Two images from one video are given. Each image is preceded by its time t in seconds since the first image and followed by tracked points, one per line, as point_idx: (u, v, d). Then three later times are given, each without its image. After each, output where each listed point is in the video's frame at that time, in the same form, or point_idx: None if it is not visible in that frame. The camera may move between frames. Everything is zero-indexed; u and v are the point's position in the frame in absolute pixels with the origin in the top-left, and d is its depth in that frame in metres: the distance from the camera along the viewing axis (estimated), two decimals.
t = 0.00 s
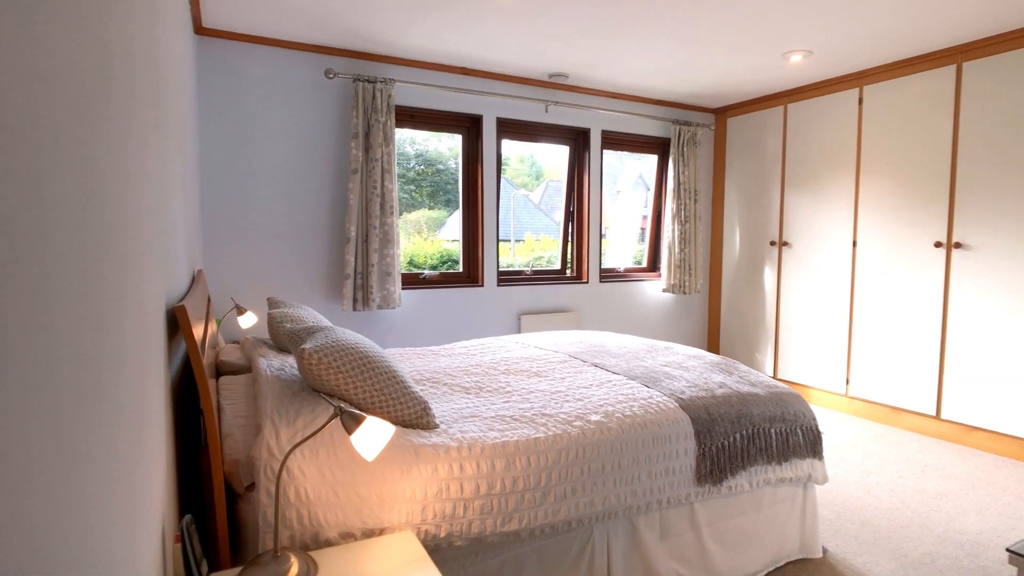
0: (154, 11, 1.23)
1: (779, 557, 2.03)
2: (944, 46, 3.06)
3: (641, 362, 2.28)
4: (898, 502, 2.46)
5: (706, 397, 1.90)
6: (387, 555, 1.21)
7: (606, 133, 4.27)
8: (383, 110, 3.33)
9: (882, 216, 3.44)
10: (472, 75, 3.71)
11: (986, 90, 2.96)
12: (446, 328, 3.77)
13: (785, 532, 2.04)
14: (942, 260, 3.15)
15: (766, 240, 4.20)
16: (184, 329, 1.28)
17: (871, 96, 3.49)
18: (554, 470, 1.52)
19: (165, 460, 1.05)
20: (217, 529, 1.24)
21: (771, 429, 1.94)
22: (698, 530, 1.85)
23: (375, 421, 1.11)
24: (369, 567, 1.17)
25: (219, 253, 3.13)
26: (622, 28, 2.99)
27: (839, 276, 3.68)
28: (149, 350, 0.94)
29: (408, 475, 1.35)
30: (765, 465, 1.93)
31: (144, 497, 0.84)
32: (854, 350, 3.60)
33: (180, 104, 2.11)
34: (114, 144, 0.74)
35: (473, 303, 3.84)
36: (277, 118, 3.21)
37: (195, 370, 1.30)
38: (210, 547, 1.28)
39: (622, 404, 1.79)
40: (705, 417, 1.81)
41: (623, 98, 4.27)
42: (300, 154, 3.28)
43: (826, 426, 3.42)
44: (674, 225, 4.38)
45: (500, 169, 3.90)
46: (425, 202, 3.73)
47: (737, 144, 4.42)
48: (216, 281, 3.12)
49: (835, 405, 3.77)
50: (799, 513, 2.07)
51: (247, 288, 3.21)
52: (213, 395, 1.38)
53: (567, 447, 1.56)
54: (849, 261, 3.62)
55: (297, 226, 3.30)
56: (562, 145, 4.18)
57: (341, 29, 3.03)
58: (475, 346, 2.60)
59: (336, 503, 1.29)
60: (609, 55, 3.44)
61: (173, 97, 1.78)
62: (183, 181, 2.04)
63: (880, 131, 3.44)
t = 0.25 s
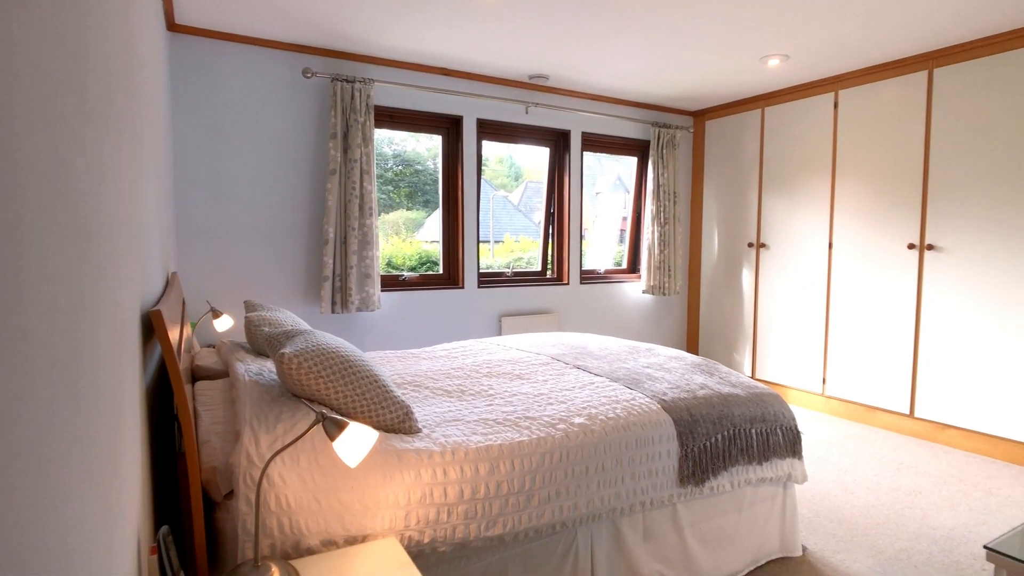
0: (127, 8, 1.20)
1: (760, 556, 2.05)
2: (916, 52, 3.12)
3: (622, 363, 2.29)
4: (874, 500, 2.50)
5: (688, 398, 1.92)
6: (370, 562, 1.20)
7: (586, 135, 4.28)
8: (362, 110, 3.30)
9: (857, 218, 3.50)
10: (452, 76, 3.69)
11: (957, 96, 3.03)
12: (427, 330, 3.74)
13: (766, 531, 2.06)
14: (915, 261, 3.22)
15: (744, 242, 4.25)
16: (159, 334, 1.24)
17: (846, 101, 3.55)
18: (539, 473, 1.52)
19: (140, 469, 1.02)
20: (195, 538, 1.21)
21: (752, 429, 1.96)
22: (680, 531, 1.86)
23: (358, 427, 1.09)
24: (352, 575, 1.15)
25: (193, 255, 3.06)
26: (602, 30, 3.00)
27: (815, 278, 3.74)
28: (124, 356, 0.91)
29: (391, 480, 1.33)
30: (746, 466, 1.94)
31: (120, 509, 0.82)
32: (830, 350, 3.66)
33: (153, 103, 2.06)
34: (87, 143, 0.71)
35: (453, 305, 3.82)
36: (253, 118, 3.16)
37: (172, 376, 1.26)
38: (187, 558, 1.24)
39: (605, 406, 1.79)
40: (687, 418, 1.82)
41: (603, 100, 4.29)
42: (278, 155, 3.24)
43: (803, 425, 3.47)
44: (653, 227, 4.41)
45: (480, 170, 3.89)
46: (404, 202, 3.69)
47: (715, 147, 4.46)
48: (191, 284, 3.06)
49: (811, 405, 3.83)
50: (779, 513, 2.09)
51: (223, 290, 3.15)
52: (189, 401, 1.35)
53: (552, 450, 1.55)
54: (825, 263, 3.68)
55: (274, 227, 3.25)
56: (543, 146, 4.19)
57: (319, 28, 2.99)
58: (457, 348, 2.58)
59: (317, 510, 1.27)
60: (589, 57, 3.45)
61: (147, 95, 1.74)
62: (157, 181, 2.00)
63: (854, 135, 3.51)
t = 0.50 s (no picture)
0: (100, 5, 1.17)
1: (740, 556, 2.07)
2: (890, 57, 3.19)
3: (604, 364, 2.29)
4: (851, 498, 2.54)
5: (669, 399, 1.93)
6: (352, 569, 1.18)
7: (566, 137, 4.29)
8: (341, 110, 3.27)
9: (833, 220, 3.55)
10: (432, 77, 3.68)
11: (928, 101, 3.10)
12: (407, 332, 3.71)
13: (746, 530, 2.08)
14: (889, 262, 3.29)
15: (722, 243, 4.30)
16: (133, 340, 1.21)
17: (821, 104, 3.60)
18: (522, 476, 1.51)
19: (114, 479, 0.99)
20: (172, 548, 1.18)
21: (732, 429, 1.97)
22: (662, 532, 1.87)
23: (340, 432, 1.08)
24: None
25: (168, 257, 3.00)
26: (582, 33, 3.00)
27: (792, 278, 3.79)
28: (97, 364, 0.88)
29: (373, 485, 1.32)
30: (726, 466, 1.96)
31: (94, 521, 0.79)
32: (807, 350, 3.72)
33: (126, 101, 2.01)
34: (59, 145, 0.69)
35: (433, 307, 3.80)
36: (229, 118, 3.11)
37: (146, 383, 1.23)
38: (163, 569, 1.22)
39: (587, 407, 1.80)
40: (668, 419, 1.84)
41: (583, 102, 4.30)
42: (255, 156, 3.19)
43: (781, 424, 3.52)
44: (633, 229, 4.44)
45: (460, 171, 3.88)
46: (382, 203, 3.66)
47: (694, 149, 4.51)
48: (165, 287, 2.99)
49: (788, 404, 3.88)
50: (759, 512, 2.11)
51: (198, 293, 3.09)
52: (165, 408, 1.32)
53: (535, 452, 1.55)
54: (802, 264, 3.73)
55: (251, 229, 3.21)
56: (523, 148, 4.19)
57: (297, 27, 2.95)
58: (438, 351, 2.57)
59: (298, 517, 1.25)
60: (569, 59, 3.45)
61: (119, 94, 1.69)
62: (129, 182, 1.95)
63: (829, 138, 3.56)
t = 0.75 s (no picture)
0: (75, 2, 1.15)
1: (722, 556, 2.08)
2: (866, 62, 3.24)
3: (587, 366, 2.30)
4: (830, 496, 2.58)
5: (652, 400, 1.94)
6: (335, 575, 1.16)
7: (548, 139, 4.30)
8: (321, 111, 3.24)
9: (811, 222, 3.61)
10: (414, 78, 3.66)
11: (903, 106, 3.16)
12: (388, 335, 3.69)
13: (728, 530, 2.10)
14: (866, 264, 3.34)
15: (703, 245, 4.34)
16: (111, 346, 1.19)
17: (800, 108, 3.66)
18: (506, 479, 1.51)
19: (90, 488, 0.97)
20: (149, 558, 1.16)
21: (714, 429, 1.99)
22: (646, 533, 1.87)
23: (323, 437, 1.07)
24: None
25: (144, 260, 2.94)
26: (564, 35, 3.01)
27: (771, 280, 3.84)
28: (73, 371, 0.86)
29: (356, 490, 1.30)
30: (708, 466, 1.98)
31: (70, 532, 0.77)
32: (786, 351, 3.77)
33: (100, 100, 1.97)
34: (33, 147, 0.67)
35: (415, 309, 3.78)
36: (207, 118, 3.07)
37: (124, 389, 1.21)
38: None
39: (571, 409, 1.80)
40: (651, 420, 1.85)
41: (564, 104, 4.31)
42: (233, 156, 3.15)
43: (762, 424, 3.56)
44: (615, 230, 4.46)
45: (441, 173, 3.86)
46: (362, 204, 3.63)
47: (674, 151, 4.54)
48: (141, 289, 2.94)
49: (769, 404, 3.93)
50: (740, 511, 2.13)
51: (175, 295, 3.03)
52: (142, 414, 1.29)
53: (519, 455, 1.55)
54: (781, 265, 3.79)
55: (230, 231, 3.16)
56: (505, 150, 4.19)
57: (277, 26, 2.92)
58: (420, 353, 2.55)
59: (279, 523, 1.23)
60: (551, 61, 3.46)
61: (94, 93, 1.66)
62: (104, 183, 1.91)
63: (807, 142, 3.62)
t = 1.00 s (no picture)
0: None
1: (706, 556, 2.10)
2: (846, 67, 3.30)
3: (571, 368, 2.30)
4: (812, 495, 2.61)
5: (636, 402, 1.94)
6: None
7: (531, 141, 4.31)
8: (303, 112, 3.21)
9: (792, 225, 3.66)
10: (396, 79, 3.64)
11: (881, 110, 3.22)
12: (371, 337, 3.66)
13: (712, 531, 2.11)
14: (846, 266, 3.39)
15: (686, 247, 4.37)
16: (88, 351, 1.16)
17: (780, 112, 3.70)
18: (492, 482, 1.50)
19: (66, 497, 0.94)
20: (127, 567, 1.13)
21: (698, 430, 2.00)
22: (631, 534, 1.88)
23: (306, 442, 1.05)
24: None
25: (121, 262, 2.89)
26: (548, 37, 3.02)
27: (753, 282, 3.88)
28: (48, 377, 0.84)
29: (340, 495, 1.29)
30: (692, 467, 1.99)
31: (46, 542, 0.75)
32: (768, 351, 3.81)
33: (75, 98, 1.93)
34: (6, 146, 0.65)
35: (398, 311, 3.76)
36: (186, 118, 3.02)
37: (101, 394, 1.18)
38: None
39: (556, 411, 1.80)
40: (636, 422, 1.85)
41: (548, 106, 4.32)
42: (213, 157, 3.10)
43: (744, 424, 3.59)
44: (598, 232, 4.48)
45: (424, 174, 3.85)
46: (344, 205, 3.60)
47: (657, 154, 4.58)
48: (118, 292, 2.88)
49: (751, 404, 3.96)
50: (724, 512, 2.14)
51: (153, 298, 2.98)
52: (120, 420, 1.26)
53: (504, 458, 1.54)
54: (763, 267, 3.83)
55: (210, 232, 3.12)
56: (488, 151, 4.18)
57: (258, 26, 2.89)
58: (404, 356, 2.54)
59: (262, 530, 1.21)
60: (534, 63, 3.46)
61: (69, 92, 1.63)
62: (79, 184, 1.87)
63: (788, 145, 3.66)
